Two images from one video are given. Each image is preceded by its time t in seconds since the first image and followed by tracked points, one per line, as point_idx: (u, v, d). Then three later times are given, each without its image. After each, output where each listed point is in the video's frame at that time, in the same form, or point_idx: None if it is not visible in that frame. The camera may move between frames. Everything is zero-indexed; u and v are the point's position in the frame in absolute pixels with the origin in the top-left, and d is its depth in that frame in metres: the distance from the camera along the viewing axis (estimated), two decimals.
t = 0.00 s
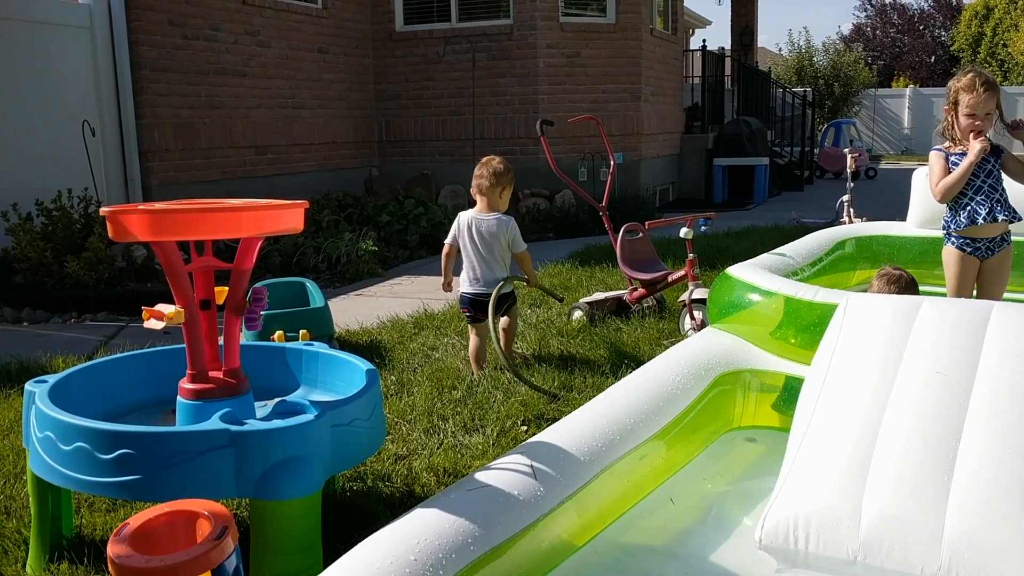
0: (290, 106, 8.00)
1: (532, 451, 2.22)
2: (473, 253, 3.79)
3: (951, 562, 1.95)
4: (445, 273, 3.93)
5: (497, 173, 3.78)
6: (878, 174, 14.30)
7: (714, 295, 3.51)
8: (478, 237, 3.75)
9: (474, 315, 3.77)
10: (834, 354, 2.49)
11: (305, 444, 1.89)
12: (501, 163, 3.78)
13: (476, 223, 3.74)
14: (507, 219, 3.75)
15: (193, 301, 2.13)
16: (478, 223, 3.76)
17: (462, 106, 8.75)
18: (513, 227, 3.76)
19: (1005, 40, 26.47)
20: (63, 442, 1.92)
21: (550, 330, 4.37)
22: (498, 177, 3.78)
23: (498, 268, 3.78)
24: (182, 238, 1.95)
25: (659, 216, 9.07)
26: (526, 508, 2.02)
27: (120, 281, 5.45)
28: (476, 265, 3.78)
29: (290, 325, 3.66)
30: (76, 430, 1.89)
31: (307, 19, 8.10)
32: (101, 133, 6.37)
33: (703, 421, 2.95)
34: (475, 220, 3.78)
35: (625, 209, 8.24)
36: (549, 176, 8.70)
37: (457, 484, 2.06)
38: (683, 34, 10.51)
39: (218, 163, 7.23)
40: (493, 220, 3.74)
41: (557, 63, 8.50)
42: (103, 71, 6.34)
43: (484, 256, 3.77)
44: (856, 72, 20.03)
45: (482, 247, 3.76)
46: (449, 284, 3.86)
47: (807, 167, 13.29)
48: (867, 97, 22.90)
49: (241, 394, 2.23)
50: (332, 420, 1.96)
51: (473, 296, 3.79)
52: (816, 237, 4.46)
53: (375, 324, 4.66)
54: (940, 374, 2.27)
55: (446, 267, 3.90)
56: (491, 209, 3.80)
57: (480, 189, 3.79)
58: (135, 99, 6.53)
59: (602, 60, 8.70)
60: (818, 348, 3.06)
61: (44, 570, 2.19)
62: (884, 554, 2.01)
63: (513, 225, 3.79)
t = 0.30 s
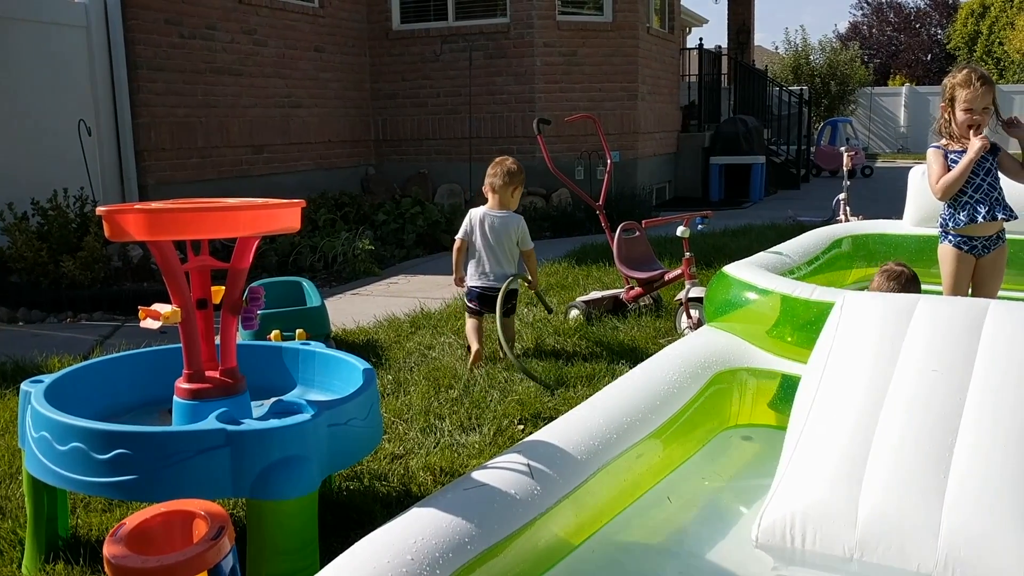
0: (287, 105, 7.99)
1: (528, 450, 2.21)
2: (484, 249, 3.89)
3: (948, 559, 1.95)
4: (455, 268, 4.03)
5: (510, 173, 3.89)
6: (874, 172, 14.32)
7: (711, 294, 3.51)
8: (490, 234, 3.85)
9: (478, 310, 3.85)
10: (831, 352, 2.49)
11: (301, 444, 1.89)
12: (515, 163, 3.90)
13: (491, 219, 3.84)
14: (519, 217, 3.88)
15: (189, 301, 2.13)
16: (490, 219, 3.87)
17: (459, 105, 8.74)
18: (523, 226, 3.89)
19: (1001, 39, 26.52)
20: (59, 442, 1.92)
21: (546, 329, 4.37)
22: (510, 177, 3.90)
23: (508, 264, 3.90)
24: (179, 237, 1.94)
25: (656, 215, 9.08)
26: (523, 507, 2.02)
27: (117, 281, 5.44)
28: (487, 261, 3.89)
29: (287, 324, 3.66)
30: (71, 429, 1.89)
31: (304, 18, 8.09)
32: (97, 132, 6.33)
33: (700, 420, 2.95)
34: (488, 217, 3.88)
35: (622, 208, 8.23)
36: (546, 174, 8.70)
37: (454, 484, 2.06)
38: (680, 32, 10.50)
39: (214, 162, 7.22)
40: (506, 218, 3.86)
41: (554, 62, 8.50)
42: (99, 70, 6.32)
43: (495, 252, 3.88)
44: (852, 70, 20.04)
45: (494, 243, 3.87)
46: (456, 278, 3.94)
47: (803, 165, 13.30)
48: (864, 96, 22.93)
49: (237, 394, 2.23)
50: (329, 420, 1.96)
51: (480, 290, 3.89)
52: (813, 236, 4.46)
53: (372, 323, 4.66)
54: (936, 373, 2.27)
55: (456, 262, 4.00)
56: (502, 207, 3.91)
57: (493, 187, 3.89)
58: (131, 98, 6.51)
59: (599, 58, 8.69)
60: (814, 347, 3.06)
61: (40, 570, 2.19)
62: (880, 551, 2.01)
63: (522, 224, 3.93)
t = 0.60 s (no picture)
0: (267, 104, 7.95)
1: (514, 449, 2.21)
2: (459, 245, 4.04)
3: (930, 552, 1.98)
4: (433, 264, 4.17)
5: (495, 178, 4.07)
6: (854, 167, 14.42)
7: (694, 290, 3.52)
8: (469, 231, 4.00)
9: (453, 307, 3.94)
10: (814, 347, 2.50)
11: (286, 444, 1.88)
12: (501, 169, 4.08)
13: (468, 218, 3.99)
14: (495, 220, 4.01)
15: (171, 301, 2.11)
16: (471, 219, 4.02)
17: (441, 102, 8.72)
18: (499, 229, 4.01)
19: (978, 33, 26.75)
20: (40, 445, 1.90)
21: (530, 327, 4.38)
22: (496, 182, 4.07)
23: (480, 263, 4.01)
24: (160, 237, 1.93)
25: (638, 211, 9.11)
26: (509, 506, 2.02)
27: (97, 282, 5.40)
28: (459, 257, 4.02)
29: (271, 324, 3.65)
30: (52, 432, 1.87)
31: (283, 16, 8.05)
32: (76, 131, 6.29)
33: (684, 416, 2.97)
34: (467, 216, 4.04)
35: (604, 204, 8.25)
36: (528, 171, 8.70)
37: (440, 482, 2.05)
38: (660, 28, 10.52)
39: (195, 161, 7.17)
40: (483, 218, 4.00)
41: (535, 59, 8.50)
42: (76, 70, 6.26)
43: (472, 250, 4.01)
44: (831, 65, 20.14)
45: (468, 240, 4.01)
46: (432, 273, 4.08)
47: (784, 160, 13.37)
48: (843, 90, 23.08)
49: (220, 394, 2.21)
50: (313, 419, 1.95)
51: (450, 284, 4.02)
52: (794, 231, 4.48)
53: (355, 322, 4.65)
54: (918, 367, 2.29)
55: (434, 258, 4.14)
56: (484, 210, 4.06)
57: (477, 189, 4.07)
58: (110, 98, 6.45)
59: (580, 55, 8.69)
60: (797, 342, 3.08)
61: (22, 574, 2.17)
62: (864, 546, 2.03)
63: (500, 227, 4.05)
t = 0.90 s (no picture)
0: (271, 100, 7.95)
1: (517, 445, 2.22)
2: (449, 244, 4.14)
3: (934, 550, 1.97)
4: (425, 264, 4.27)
5: (490, 185, 4.22)
6: (858, 165, 14.39)
7: (697, 288, 3.52)
8: (459, 230, 4.10)
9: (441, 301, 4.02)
10: (818, 344, 2.50)
11: (289, 441, 1.88)
12: (497, 176, 4.24)
13: (459, 218, 4.11)
14: (485, 221, 4.11)
15: (174, 298, 2.11)
16: (462, 219, 4.14)
17: (445, 99, 8.72)
18: (489, 229, 4.11)
19: (983, 31, 26.67)
20: (44, 441, 1.90)
21: (534, 324, 4.37)
22: (491, 190, 4.22)
23: (468, 261, 4.09)
24: (163, 234, 1.93)
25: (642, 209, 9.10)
26: (512, 502, 2.02)
27: (100, 278, 5.41)
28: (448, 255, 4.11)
29: (274, 321, 3.65)
30: (56, 428, 1.87)
31: (287, 13, 8.05)
32: (79, 128, 6.28)
33: (687, 413, 2.96)
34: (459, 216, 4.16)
35: (608, 202, 8.24)
36: (532, 169, 8.69)
37: (443, 479, 2.06)
38: (664, 26, 10.51)
39: (198, 158, 7.18)
40: (474, 217, 4.11)
41: (539, 56, 8.49)
42: (81, 66, 6.26)
43: (460, 248, 4.09)
44: (836, 63, 20.09)
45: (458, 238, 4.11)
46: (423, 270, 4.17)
47: (788, 158, 13.35)
48: (848, 89, 23.03)
49: (224, 390, 2.22)
50: (317, 416, 1.95)
51: (437, 281, 4.09)
52: (798, 229, 4.48)
53: (358, 319, 4.65)
54: (922, 366, 2.28)
55: (426, 257, 4.25)
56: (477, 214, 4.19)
57: (473, 195, 4.22)
58: (114, 94, 6.45)
59: (584, 52, 8.68)
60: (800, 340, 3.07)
61: (26, 570, 2.18)
62: (868, 543, 2.03)
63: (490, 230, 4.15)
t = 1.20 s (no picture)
0: (250, 85, 7.87)
1: (499, 430, 2.22)
2: (421, 223, 4.18)
3: (910, 530, 2.01)
4: (399, 244, 4.32)
5: (455, 159, 4.23)
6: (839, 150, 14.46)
7: (679, 272, 3.53)
8: (429, 209, 4.15)
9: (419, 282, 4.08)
10: (797, 327, 2.51)
11: (270, 428, 1.87)
12: (460, 149, 4.24)
13: (427, 196, 4.15)
14: (454, 197, 4.15)
15: (153, 285, 2.09)
16: (431, 197, 4.17)
17: (426, 84, 8.68)
18: (459, 205, 4.15)
19: (961, 16, 26.82)
20: (21, 430, 1.89)
21: (516, 309, 4.37)
22: (456, 163, 4.23)
23: (441, 239, 4.15)
24: (141, 221, 1.91)
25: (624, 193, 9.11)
26: (495, 487, 2.02)
27: (79, 266, 5.35)
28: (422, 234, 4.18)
29: (254, 308, 3.62)
30: (33, 417, 1.86)
31: None
32: (55, 114, 6.19)
33: (669, 396, 2.98)
34: (427, 195, 4.20)
35: (589, 187, 8.25)
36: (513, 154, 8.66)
37: (425, 464, 2.06)
38: (646, 10, 10.49)
39: (177, 143, 7.10)
40: (442, 195, 4.15)
41: (520, 40, 8.45)
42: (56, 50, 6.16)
43: (432, 227, 4.15)
44: (816, 48, 20.14)
45: (428, 217, 4.16)
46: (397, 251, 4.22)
47: (769, 143, 13.39)
48: (828, 73, 23.10)
49: (203, 377, 2.20)
50: (297, 402, 1.94)
51: (413, 261, 4.17)
52: (778, 213, 4.50)
53: (340, 305, 4.63)
54: (901, 348, 2.30)
55: (399, 238, 4.30)
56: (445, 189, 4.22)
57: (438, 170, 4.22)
58: (90, 79, 6.36)
59: (566, 36, 8.65)
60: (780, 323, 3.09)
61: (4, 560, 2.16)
62: (846, 523, 2.06)
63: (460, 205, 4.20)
